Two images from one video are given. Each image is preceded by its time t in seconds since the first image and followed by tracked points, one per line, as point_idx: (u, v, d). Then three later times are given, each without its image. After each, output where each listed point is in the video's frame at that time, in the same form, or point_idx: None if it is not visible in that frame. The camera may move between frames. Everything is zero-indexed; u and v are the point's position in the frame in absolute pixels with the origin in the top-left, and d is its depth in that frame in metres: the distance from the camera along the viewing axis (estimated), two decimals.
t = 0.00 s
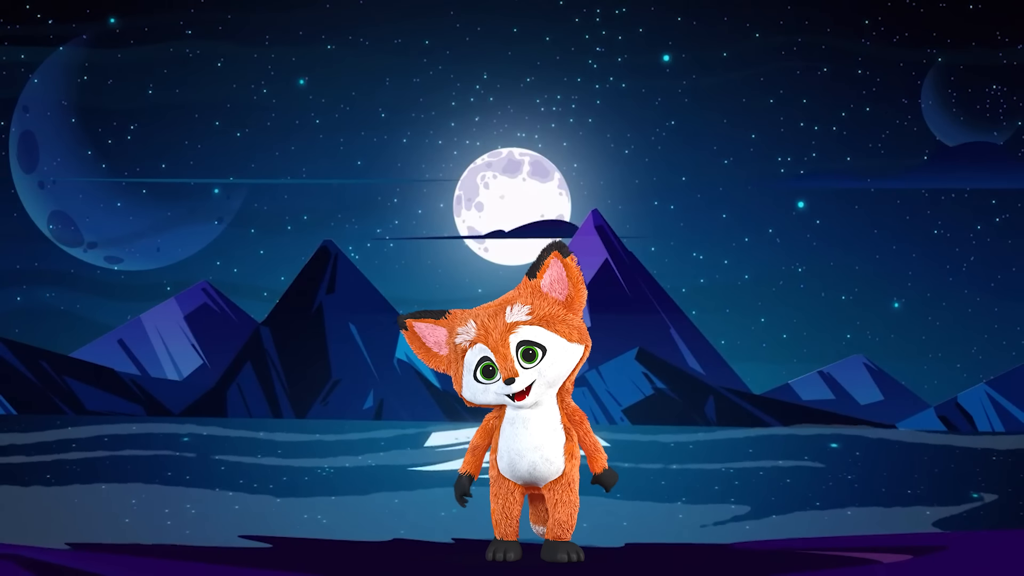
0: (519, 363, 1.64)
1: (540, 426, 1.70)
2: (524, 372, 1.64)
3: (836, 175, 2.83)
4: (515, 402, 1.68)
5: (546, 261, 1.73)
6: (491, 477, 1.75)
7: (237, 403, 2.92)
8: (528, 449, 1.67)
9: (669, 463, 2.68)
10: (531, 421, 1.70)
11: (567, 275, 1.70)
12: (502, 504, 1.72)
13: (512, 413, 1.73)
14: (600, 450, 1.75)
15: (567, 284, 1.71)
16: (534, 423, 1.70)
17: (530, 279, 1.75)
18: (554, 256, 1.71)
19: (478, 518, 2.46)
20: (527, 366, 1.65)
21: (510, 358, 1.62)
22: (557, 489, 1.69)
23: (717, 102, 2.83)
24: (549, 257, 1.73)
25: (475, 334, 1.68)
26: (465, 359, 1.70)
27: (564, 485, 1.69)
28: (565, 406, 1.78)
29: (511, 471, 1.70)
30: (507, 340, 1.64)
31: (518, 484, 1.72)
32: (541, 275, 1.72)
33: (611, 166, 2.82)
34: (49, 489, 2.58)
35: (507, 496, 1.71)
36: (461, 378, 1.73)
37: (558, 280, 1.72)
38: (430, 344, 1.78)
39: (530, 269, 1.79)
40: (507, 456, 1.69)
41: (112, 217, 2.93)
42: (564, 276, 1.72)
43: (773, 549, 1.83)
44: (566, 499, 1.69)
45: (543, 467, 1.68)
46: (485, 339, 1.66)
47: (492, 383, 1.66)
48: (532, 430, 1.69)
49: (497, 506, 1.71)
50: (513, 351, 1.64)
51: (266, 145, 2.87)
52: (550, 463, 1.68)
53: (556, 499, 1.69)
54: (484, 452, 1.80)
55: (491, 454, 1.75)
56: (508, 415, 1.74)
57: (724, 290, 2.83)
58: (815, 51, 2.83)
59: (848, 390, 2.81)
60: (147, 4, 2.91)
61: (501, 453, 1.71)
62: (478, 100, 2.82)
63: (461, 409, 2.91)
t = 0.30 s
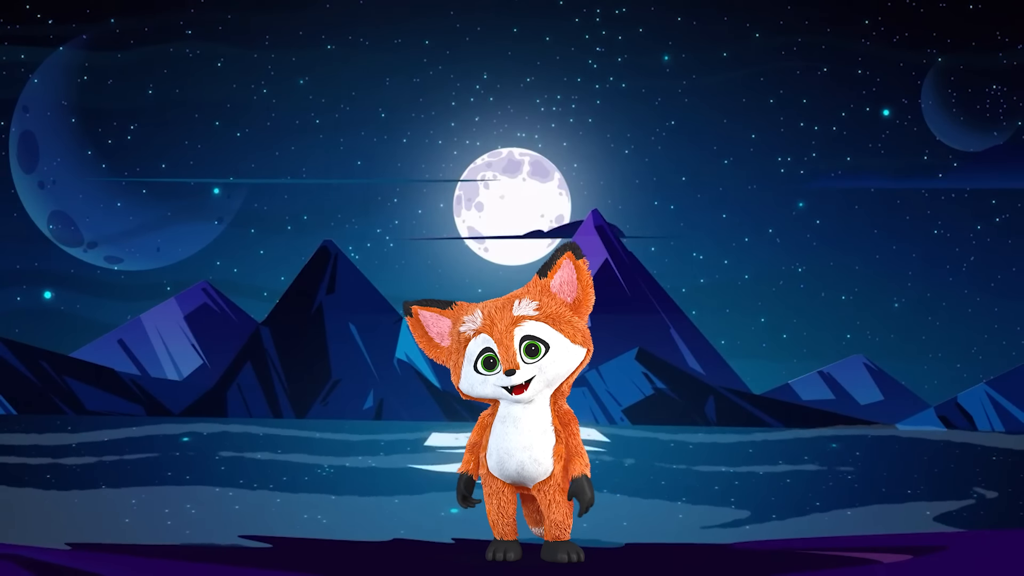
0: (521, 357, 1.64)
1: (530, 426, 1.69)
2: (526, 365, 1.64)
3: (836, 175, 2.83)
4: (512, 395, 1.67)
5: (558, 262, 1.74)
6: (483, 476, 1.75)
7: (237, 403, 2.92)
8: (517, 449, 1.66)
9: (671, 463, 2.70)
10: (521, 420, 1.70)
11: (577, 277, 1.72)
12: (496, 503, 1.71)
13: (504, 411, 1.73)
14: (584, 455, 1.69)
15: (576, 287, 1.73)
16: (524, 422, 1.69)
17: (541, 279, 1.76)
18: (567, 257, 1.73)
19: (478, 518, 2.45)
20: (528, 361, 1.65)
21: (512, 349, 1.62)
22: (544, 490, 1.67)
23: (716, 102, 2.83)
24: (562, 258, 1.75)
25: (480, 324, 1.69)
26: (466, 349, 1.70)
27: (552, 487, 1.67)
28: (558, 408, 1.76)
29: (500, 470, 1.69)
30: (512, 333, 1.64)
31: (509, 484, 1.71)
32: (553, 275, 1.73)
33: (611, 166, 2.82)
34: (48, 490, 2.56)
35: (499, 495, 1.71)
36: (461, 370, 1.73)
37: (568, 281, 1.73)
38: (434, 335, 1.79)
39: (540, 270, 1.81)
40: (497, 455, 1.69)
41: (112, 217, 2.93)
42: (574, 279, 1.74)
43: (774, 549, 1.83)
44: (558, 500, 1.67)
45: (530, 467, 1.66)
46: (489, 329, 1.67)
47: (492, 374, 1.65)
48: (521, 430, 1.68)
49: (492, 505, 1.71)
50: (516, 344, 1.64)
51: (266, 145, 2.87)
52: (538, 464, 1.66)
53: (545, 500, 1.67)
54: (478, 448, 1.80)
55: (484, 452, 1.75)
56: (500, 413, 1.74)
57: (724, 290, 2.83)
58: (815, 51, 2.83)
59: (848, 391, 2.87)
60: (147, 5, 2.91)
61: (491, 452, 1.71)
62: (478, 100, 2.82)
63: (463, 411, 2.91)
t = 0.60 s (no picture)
0: (522, 356, 1.66)
1: (525, 427, 1.69)
2: (526, 365, 1.66)
3: (836, 175, 2.83)
4: (511, 394, 1.68)
5: (566, 263, 1.76)
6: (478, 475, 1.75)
7: (236, 402, 2.91)
8: (511, 450, 1.66)
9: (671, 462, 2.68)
10: (517, 420, 1.70)
11: (584, 280, 1.73)
12: (491, 503, 1.71)
13: (500, 411, 1.73)
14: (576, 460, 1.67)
15: (582, 290, 1.75)
16: (519, 423, 1.69)
17: (548, 278, 1.77)
18: (575, 258, 1.75)
19: (477, 517, 2.46)
20: (529, 360, 1.66)
21: (513, 348, 1.64)
22: (537, 492, 1.67)
23: (716, 102, 2.83)
24: (570, 260, 1.76)
25: (483, 321, 1.71)
26: (468, 345, 1.72)
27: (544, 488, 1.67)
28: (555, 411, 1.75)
29: (493, 470, 1.69)
30: (514, 332, 1.66)
31: (502, 485, 1.70)
32: (559, 276, 1.75)
33: (611, 166, 2.82)
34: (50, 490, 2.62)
35: (493, 495, 1.70)
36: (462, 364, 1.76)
37: (574, 283, 1.75)
38: (437, 327, 1.82)
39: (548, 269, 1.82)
40: (491, 455, 1.69)
41: (112, 217, 2.93)
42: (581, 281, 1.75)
43: (773, 549, 1.83)
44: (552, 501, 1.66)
45: (523, 468, 1.66)
46: (492, 327, 1.69)
47: (491, 371, 1.67)
48: (516, 430, 1.68)
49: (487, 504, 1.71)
50: (518, 343, 1.66)
51: (267, 145, 2.87)
52: (532, 465, 1.65)
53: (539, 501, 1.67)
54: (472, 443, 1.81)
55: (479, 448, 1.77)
56: (496, 412, 1.75)
57: (723, 290, 2.83)
58: (815, 51, 2.83)
59: (848, 390, 2.80)
60: (147, 5, 2.91)
61: (485, 450, 1.71)
62: (478, 100, 2.82)
63: (461, 409, 2.86)
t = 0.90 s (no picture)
0: (526, 363, 1.66)
1: (526, 429, 1.70)
2: (528, 372, 1.66)
3: (835, 175, 2.83)
4: (513, 397, 1.69)
5: (578, 268, 1.74)
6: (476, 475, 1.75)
7: (236, 403, 2.92)
8: (511, 451, 1.67)
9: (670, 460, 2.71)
10: (517, 422, 1.71)
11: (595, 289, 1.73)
12: (490, 503, 1.71)
13: (500, 412, 1.74)
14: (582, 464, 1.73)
15: (591, 297, 1.74)
16: (520, 425, 1.70)
17: (557, 281, 1.76)
18: (586, 266, 1.73)
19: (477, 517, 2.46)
20: (531, 367, 1.66)
21: (517, 355, 1.64)
22: (538, 493, 1.68)
23: (716, 102, 2.83)
24: (582, 266, 1.75)
25: (489, 324, 1.69)
26: (471, 344, 1.72)
27: (547, 488, 1.68)
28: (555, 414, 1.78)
29: (493, 470, 1.70)
30: (520, 338, 1.66)
31: (502, 485, 1.71)
32: (569, 281, 1.74)
33: (611, 166, 2.82)
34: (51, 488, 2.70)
35: (492, 495, 1.70)
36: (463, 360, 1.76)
37: (584, 290, 1.74)
38: (441, 318, 1.82)
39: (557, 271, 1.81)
40: (491, 455, 1.70)
41: (112, 217, 2.93)
42: (590, 288, 1.74)
43: (774, 548, 1.83)
44: (552, 500, 1.67)
45: (524, 470, 1.67)
46: (497, 330, 1.68)
47: (493, 374, 1.68)
48: (517, 432, 1.69)
49: (488, 505, 1.71)
50: (522, 349, 1.66)
51: (266, 145, 2.87)
52: (532, 466, 1.67)
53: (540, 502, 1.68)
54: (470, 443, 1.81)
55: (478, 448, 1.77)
56: (496, 413, 1.75)
57: (723, 290, 2.83)
58: (815, 51, 2.83)
59: (848, 390, 2.77)
60: (147, 5, 2.91)
61: (485, 451, 1.72)
62: (478, 100, 2.82)
63: (460, 408, 2.85)
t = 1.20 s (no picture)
0: (531, 361, 1.65)
1: (534, 429, 1.70)
2: (534, 371, 1.65)
3: (836, 175, 2.83)
4: (519, 394, 1.68)
5: (595, 275, 1.75)
6: (482, 477, 1.74)
7: (235, 404, 2.92)
8: (521, 451, 1.67)
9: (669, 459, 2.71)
10: (525, 422, 1.70)
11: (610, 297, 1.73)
12: (497, 504, 1.71)
13: (506, 412, 1.73)
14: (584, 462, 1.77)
15: (604, 305, 1.74)
16: (527, 425, 1.70)
17: (573, 285, 1.77)
18: (604, 274, 1.74)
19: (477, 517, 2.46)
20: (537, 366, 1.66)
21: (524, 352, 1.64)
22: (546, 492, 1.69)
23: (716, 102, 2.83)
24: (599, 273, 1.75)
25: (500, 320, 1.69)
26: (479, 338, 1.71)
27: (555, 487, 1.69)
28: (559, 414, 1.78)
29: (501, 471, 1.69)
30: (528, 336, 1.66)
31: (509, 485, 1.71)
32: (585, 286, 1.74)
33: (611, 166, 2.82)
34: (53, 485, 2.70)
35: (500, 496, 1.70)
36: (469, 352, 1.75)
37: (598, 298, 1.74)
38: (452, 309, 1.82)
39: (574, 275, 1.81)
40: (499, 456, 1.69)
41: (112, 217, 2.93)
42: (605, 297, 1.75)
43: (774, 549, 1.83)
44: (559, 500, 1.68)
45: (533, 469, 1.67)
46: (507, 327, 1.68)
47: (498, 369, 1.67)
48: (525, 432, 1.69)
49: (493, 506, 1.70)
50: (529, 347, 1.65)
51: (266, 145, 2.87)
52: (541, 466, 1.68)
53: (547, 502, 1.69)
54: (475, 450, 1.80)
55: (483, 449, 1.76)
56: (502, 414, 1.74)
57: (723, 290, 2.83)
58: (815, 50, 2.83)
59: (847, 389, 2.77)
60: (148, 5, 2.91)
61: (492, 452, 1.71)
62: (478, 100, 2.82)
63: (459, 408, 2.83)
